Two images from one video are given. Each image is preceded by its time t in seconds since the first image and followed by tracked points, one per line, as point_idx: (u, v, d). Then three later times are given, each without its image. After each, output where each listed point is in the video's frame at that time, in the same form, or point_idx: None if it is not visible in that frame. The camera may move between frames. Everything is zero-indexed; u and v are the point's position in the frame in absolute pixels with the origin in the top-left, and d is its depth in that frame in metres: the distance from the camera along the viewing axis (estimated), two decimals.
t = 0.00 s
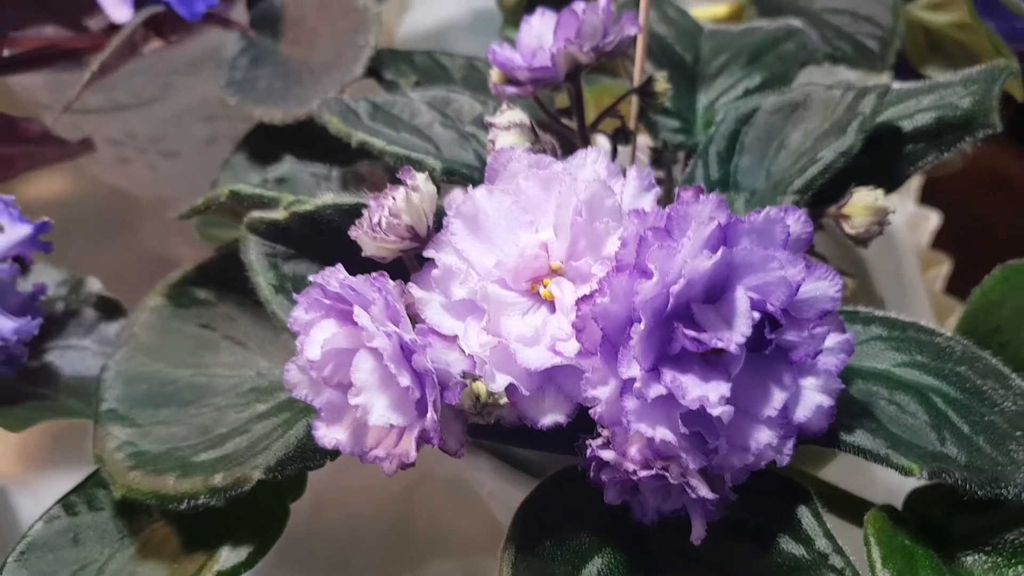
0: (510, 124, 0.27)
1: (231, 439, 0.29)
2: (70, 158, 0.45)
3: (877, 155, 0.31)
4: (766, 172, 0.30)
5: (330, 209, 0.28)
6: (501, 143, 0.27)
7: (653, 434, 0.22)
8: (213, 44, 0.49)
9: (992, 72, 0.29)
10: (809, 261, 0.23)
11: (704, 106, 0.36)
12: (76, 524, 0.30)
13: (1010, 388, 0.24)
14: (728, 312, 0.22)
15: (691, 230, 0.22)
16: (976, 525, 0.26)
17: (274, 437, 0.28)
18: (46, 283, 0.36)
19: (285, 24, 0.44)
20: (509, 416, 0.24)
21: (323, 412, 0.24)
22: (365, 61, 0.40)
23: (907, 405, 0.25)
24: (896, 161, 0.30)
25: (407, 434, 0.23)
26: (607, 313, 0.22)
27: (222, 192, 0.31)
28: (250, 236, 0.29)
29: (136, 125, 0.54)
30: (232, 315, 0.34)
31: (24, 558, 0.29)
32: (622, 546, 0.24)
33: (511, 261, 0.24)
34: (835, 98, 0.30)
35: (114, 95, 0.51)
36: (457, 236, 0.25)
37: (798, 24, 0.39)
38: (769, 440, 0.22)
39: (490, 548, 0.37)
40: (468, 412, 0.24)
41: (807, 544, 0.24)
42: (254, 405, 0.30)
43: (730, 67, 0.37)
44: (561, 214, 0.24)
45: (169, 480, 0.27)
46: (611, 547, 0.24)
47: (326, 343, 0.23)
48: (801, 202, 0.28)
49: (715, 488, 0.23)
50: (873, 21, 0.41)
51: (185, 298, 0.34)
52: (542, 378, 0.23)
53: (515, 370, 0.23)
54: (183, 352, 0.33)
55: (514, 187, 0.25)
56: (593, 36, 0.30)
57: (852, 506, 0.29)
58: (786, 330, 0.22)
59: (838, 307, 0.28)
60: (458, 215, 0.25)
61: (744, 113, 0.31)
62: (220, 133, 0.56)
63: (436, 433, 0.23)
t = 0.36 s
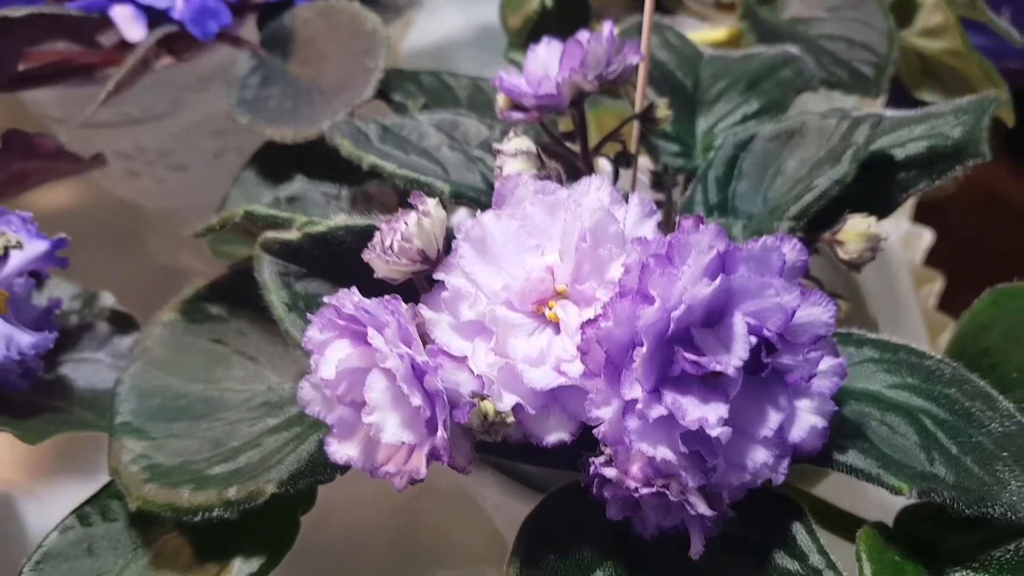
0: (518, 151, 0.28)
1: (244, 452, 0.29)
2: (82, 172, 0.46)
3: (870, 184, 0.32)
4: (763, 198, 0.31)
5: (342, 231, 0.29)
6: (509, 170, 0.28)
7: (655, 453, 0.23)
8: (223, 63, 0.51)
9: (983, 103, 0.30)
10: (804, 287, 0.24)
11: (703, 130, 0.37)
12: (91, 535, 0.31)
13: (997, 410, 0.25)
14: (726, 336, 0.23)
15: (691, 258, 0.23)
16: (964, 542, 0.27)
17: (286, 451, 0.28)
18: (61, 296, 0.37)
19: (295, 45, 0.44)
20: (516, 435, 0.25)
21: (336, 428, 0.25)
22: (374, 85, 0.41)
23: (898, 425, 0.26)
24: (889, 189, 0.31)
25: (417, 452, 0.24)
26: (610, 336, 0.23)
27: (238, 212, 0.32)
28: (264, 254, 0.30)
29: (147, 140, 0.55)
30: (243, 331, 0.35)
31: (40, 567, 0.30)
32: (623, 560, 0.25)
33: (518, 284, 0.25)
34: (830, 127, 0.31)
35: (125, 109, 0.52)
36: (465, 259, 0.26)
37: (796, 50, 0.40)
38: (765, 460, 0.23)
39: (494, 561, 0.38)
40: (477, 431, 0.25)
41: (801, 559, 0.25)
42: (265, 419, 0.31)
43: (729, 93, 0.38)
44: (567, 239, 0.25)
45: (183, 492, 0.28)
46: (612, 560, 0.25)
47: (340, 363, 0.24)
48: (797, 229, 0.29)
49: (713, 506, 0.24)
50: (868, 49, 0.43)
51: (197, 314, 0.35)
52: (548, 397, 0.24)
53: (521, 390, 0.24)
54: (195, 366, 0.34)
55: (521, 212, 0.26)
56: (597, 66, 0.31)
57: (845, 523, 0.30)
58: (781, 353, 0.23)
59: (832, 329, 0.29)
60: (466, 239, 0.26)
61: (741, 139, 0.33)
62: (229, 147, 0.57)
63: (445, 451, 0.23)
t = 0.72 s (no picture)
0: (523, 201, 0.30)
1: (260, 485, 0.31)
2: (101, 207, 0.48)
3: (858, 231, 0.33)
4: (757, 242, 0.33)
5: (357, 273, 0.31)
6: (515, 219, 0.29)
7: (654, 494, 0.24)
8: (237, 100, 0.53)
9: (964, 154, 0.32)
10: (794, 336, 0.25)
11: (699, 173, 0.39)
12: (110, 564, 0.32)
13: (979, 452, 0.26)
14: (721, 383, 0.24)
15: (688, 308, 0.24)
16: None
17: (301, 486, 0.30)
18: (83, 330, 0.39)
19: (308, 86, 0.46)
20: (520, 474, 0.26)
21: (350, 466, 0.26)
22: (385, 127, 0.43)
23: (885, 466, 0.27)
24: (877, 236, 0.33)
25: (428, 491, 0.25)
26: (611, 382, 0.24)
27: (257, 254, 0.33)
28: (281, 295, 0.31)
29: (161, 172, 0.57)
30: (259, 365, 0.36)
31: None
32: None
33: (523, 329, 0.26)
34: (819, 176, 0.33)
35: (142, 144, 0.54)
36: (474, 304, 0.27)
37: (788, 96, 0.41)
38: (758, 500, 0.24)
39: None
40: (484, 470, 0.26)
41: None
42: (279, 452, 0.32)
43: (723, 138, 0.39)
44: (570, 286, 0.27)
45: (203, 525, 0.29)
46: None
47: (357, 406, 0.25)
48: (788, 275, 0.31)
49: (708, 544, 0.25)
50: (858, 91, 0.44)
51: (214, 349, 0.36)
52: (552, 438, 0.25)
53: (527, 431, 0.25)
54: (213, 400, 0.35)
55: (526, 259, 0.27)
56: (598, 117, 0.33)
57: (836, 559, 0.31)
58: (773, 400, 0.25)
59: (822, 371, 0.31)
60: (475, 285, 0.27)
61: (735, 186, 0.34)
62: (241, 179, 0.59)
63: (456, 490, 0.25)
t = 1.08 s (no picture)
0: (528, 246, 0.31)
1: (271, 518, 0.32)
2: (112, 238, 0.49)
3: (849, 275, 0.35)
4: (751, 284, 0.34)
5: (367, 313, 0.32)
6: (519, 263, 0.31)
7: (652, 534, 0.25)
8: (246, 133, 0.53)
9: (951, 203, 0.33)
10: (786, 382, 0.27)
11: (695, 215, 0.40)
12: None
13: (962, 491, 0.28)
14: (716, 427, 0.25)
15: (685, 356, 0.25)
16: None
17: (310, 520, 0.31)
18: (97, 362, 0.41)
19: (318, 123, 0.47)
20: (524, 511, 0.28)
21: (359, 503, 0.27)
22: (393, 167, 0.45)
23: (873, 506, 0.28)
24: (867, 281, 0.34)
25: (435, 529, 0.26)
26: (612, 426, 0.26)
27: (270, 292, 0.35)
28: (293, 333, 0.32)
29: (169, 201, 0.58)
30: (268, 399, 0.38)
31: None
32: None
33: (528, 371, 0.28)
34: (810, 223, 0.34)
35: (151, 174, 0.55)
36: (480, 346, 0.28)
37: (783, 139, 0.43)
38: (751, 539, 0.26)
39: None
40: (489, 510, 0.28)
41: None
42: (288, 485, 0.34)
43: (719, 181, 0.41)
44: (573, 331, 0.28)
45: (215, 558, 0.30)
46: None
47: (368, 446, 0.27)
48: (780, 318, 0.32)
49: None
50: (849, 133, 0.46)
51: (226, 382, 0.38)
52: (554, 477, 0.27)
53: (531, 471, 0.27)
54: (224, 433, 0.36)
55: (531, 303, 0.29)
56: (599, 164, 0.34)
57: None
58: (765, 443, 0.26)
59: (813, 411, 0.32)
60: (482, 328, 0.28)
61: (730, 229, 0.36)
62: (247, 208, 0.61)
63: (461, 528, 0.26)
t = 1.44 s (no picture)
0: (527, 283, 0.32)
1: (277, 548, 0.33)
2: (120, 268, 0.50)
3: (840, 309, 0.35)
4: (744, 317, 0.35)
5: (371, 348, 0.33)
6: (519, 300, 0.32)
7: (648, 567, 0.26)
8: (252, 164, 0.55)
9: (938, 238, 0.34)
10: (777, 418, 0.28)
11: (690, 248, 0.41)
12: None
13: (950, 524, 0.28)
14: (710, 463, 0.26)
15: (679, 394, 0.26)
16: None
17: (316, 550, 0.33)
18: (106, 393, 0.43)
19: (321, 156, 0.49)
20: (524, 544, 0.29)
21: (364, 535, 0.28)
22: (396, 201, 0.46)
23: (862, 537, 0.29)
24: (858, 315, 0.35)
25: (439, 563, 0.27)
26: (609, 462, 0.26)
27: (276, 327, 0.36)
28: (300, 367, 0.33)
29: (174, 230, 0.59)
30: (274, 430, 0.38)
31: None
32: None
33: (528, 407, 0.29)
34: (802, 259, 0.35)
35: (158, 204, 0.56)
36: (481, 382, 0.29)
37: (776, 173, 0.44)
38: (744, 571, 0.26)
39: None
40: (491, 542, 0.28)
41: None
42: (293, 514, 0.35)
43: (713, 215, 0.42)
44: (571, 367, 0.29)
45: None
46: None
47: (374, 481, 0.28)
48: (773, 352, 0.33)
49: None
50: (840, 165, 0.47)
51: (232, 414, 0.39)
52: (554, 510, 0.28)
53: (531, 505, 0.27)
54: (230, 462, 0.37)
55: (530, 339, 0.30)
56: (596, 202, 0.35)
57: None
58: (758, 477, 0.27)
59: (806, 443, 0.33)
60: (483, 364, 0.29)
61: (724, 264, 0.37)
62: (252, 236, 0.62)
63: (464, 561, 0.27)
